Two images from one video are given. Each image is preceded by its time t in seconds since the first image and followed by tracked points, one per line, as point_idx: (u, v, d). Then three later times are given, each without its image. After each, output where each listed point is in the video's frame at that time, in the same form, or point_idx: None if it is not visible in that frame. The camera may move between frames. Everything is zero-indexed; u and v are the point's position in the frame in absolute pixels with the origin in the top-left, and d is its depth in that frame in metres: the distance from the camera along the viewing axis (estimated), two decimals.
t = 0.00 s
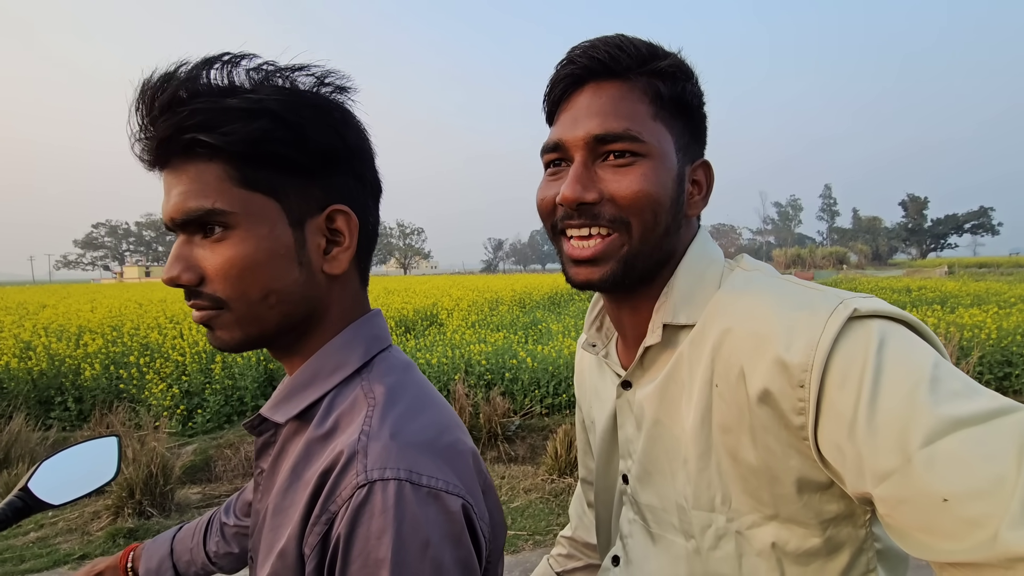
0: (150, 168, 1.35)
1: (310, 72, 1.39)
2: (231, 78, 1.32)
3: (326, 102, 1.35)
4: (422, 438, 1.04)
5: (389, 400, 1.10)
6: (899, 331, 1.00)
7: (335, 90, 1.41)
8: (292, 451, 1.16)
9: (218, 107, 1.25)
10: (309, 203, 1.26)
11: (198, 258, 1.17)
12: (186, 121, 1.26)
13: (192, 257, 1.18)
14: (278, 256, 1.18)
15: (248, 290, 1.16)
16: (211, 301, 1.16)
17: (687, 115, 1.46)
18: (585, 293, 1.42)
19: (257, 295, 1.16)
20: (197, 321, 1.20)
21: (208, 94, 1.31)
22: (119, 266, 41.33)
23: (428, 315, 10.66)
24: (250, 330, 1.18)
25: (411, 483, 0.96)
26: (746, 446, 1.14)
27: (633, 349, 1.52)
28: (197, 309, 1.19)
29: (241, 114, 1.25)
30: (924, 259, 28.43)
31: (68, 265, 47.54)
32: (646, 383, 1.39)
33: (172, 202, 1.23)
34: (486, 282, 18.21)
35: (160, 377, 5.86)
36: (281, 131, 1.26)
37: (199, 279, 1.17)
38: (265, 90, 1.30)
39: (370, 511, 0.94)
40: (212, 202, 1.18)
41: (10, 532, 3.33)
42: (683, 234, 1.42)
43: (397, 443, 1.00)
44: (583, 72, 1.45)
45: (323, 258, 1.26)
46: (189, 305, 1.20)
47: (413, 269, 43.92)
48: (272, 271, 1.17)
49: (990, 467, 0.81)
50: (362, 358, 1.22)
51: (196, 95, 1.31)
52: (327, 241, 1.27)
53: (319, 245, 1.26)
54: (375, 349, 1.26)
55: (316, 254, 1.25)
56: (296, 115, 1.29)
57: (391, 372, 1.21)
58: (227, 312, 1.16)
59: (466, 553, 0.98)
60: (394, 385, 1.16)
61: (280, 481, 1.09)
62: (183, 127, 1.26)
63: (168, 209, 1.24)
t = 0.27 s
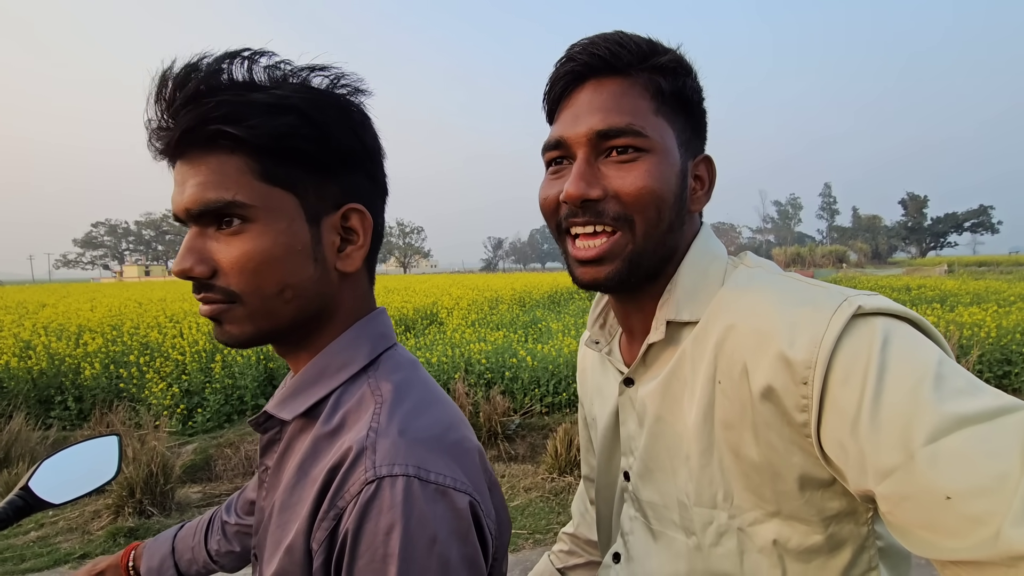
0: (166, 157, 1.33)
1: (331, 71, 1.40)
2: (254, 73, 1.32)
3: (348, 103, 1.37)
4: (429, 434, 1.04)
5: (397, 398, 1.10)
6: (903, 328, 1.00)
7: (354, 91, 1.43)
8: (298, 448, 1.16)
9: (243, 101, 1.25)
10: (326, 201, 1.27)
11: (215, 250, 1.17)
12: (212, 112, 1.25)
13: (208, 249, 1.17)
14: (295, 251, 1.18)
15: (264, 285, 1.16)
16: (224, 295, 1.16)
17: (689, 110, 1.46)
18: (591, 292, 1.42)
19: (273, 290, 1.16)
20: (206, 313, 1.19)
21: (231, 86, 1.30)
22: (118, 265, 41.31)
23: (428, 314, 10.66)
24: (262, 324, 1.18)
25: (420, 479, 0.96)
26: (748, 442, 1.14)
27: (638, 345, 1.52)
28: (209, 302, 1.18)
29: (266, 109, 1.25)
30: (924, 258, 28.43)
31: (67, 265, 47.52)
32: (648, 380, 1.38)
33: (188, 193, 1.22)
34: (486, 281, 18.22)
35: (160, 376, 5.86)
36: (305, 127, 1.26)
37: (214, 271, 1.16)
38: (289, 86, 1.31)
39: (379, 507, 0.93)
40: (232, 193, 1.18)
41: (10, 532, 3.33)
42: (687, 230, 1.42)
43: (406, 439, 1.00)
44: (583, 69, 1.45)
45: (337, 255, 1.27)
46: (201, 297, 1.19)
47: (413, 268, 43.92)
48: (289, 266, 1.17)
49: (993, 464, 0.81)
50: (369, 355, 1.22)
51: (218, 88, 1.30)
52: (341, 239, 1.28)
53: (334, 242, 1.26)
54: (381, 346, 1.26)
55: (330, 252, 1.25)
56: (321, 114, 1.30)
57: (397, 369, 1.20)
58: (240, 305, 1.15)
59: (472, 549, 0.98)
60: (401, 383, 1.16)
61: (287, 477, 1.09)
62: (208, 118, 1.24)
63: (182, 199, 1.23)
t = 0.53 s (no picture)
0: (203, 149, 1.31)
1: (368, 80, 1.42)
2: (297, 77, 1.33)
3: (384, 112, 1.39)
4: (442, 430, 1.04)
5: (411, 394, 1.10)
6: (913, 328, 0.99)
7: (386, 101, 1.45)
8: (310, 443, 1.16)
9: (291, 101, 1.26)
10: (357, 203, 1.27)
11: (248, 243, 1.17)
12: (259, 108, 1.25)
13: (241, 242, 1.17)
14: (326, 250, 1.18)
15: (294, 280, 1.16)
16: (252, 287, 1.16)
17: (670, 104, 1.47)
18: (601, 290, 1.41)
19: (302, 285, 1.16)
20: (229, 305, 1.18)
21: (275, 87, 1.31)
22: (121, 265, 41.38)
23: (430, 313, 10.67)
24: (286, 318, 1.17)
25: (432, 473, 0.96)
26: (756, 443, 1.14)
27: (641, 346, 1.51)
28: (235, 294, 1.17)
29: (311, 112, 1.26)
30: (926, 256, 28.37)
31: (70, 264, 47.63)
32: (654, 381, 1.38)
33: (223, 185, 1.22)
34: (487, 281, 18.23)
35: (163, 374, 5.87)
36: (347, 132, 1.28)
37: (245, 264, 1.16)
38: (331, 91, 1.32)
39: (391, 499, 0.94)
40: (271, 189, 1.18)
41: (15, 530, 3.34)
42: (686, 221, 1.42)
43: (419, 434, 1.00)
44: (560, 79, 1.46)
45: (362, 256, 1.27)
46: (226, 289, 1.18)
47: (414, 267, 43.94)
48: (321, 263, 1.17)
49: (1007, 465, 0.81)
50: (381, 353, 1.21)
51: (263, 87, 1.31)
52: (367, 241, 1.28)
53: (360, 243, 1.27)
54: (395, 345, 1.26)
55: (356, 252, 1.25)
56: (362, 121, 1.33)
57: (410, 367, 1.21)
58: (268, 298, 1.15)
59: (482, 545, 0.97)
60: (415, 380, 1.16)
61: (299, 470, 1.10)
62: (255, 114, 1.25)
63: (216, 192, 1.23)
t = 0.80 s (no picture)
0: (213, 150, 1.32)
1: (378, 87, 1.42)
2: (307, 83, 1.34)
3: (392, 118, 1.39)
4: (447, 435, 1.05)
5: (415, 398, 1.10)
6: (900, 333, 0.99)
7: (396, 108, 1.45)
8: (317, 445, 1.17)
9: (298, 106, 1.26)
10: (362, 207, 1.27)
11: (253, 246, 1.18)
12: (266, 114, 1.26)
13: (246, 245, 1.18)
14: (329, 253, 1.19)
15: (298, 282, 1.16)
16: (257, 289, 1.17)
17: (680, 116, 1.44)
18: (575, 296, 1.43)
19: (306, 287, 1.16)
20: (236, 306, 1.19)
21: (284, 93, 1.32)
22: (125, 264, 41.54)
23: (433, 312, 10.68)
24: (290, 320, 1.18)
25: (436, 478, 0.96)
26: (747, 448, 1.14)
27: (633, 351, 1.51)
28: (241, 295, 1.18)
29: (319, 116, 1.27)
30: (931, 255, 28.25)
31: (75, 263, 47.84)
32: (646, 387, 1.38)
33: (231, 190, 1.23)
34: (491, 280, 18.24)
35: (166, 374, 5.90)
36: (353, 136, 1.27)
37: (250, 266, 1.17)
38: (339, 98, 1.33)
39: (397, 504, 0.94)
40: (275, 193, 1.19)
41: (19, 529, 3.36)
42: (676, 237, 1.40)
43: (424, 438, 1.01)
44: (571, 78, 1.45)
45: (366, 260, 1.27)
46: (234, 291, 1.20)
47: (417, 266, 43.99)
48: (324, 266, 1.18)
49: (992, 470, 0.81)
50: (387, 357, 1.22)
51: (272, 93, 1.32)
52: (371, 245, 1.28)
53: (364, 247, 1.27)
54: (401, 349, 1.26)
55: (360, 256, 1.26)
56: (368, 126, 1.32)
57: (415, 371, 1.21)
58: (271, 300, 1.16)
59: (486, 549, 0.97)
60: (419, 384, 1.16)
61: (305, 473, 1.10)
62: (261, 120, 1.26)
63: (225, 196, 1.24)
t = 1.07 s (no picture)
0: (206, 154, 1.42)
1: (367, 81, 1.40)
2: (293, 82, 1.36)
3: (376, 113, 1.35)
4: (447, 427, 1.05)
5: (415, 392, 1.11)
6: (899, 328, 1.00)
7: (388, 102, 1.42)
8: (319, 436, 1.18)
9: (272, 107, 1.28)
10: (344, 204, 1.26)
11: (234, 243, 1.21)
12: (240, 118, 1.30)
13: (228, 243, 1.21)
14: (305, 249, 1.19)
15: (274, 278, 1.18)
16: (241, 286, 1.20)
17: (691, 114, 1.48)
18: (596, 286, 1.41)
19: (282, 284, 1.17)
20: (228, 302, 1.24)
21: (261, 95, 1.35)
22: (130, 262, 41.73)
23: (436, 311, 10.70)
24: (273, 315, 1.19)
25: (436, 468, 0.97)
26: (745, 443, 1.15)
27: (635, 346, 1.52)
28: (231, 292, 1.23)
29: (290, 115, 1.27)
30: (937, 255, 28.13)
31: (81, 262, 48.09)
32: (647, 381, 1.39)
33: (222, 191, 1.27)
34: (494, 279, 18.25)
35: (172, 371, 5.93)
36: (322, 132, 1.26)
37: (232, 264, 1.20)
38: (312, 94, 1.32)
39: (399, 493, 0.95)
40: (252, 193, 1.21)
41: (27, 524, 3.39)
42: (688, 229, 1.42)
43: (424, 430, 1.02)
44: (591, 67, 1.45)
45: (348, 258, 1.25)
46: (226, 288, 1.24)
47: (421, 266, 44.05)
48: (298, 263, 1.18)
49: (987, 464, 0.81)
50: (388, 350, 1.23)
51: (257, 94, 1.35)
52: (354, 242, 1.26)
53: (346, 245, 1.25)
54: (401, 343, 1.27)
55: (341, 254, 1.24)
56: (341, 118, 1.30)
57: (415, 365, 1.22)
58: (253, 295, 1.18)
59: (486, 538, 0.98)
60: (419, 377, 1.17)
61: (307, 463, 1.11)
62: (238, 123, 1.30)
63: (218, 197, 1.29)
